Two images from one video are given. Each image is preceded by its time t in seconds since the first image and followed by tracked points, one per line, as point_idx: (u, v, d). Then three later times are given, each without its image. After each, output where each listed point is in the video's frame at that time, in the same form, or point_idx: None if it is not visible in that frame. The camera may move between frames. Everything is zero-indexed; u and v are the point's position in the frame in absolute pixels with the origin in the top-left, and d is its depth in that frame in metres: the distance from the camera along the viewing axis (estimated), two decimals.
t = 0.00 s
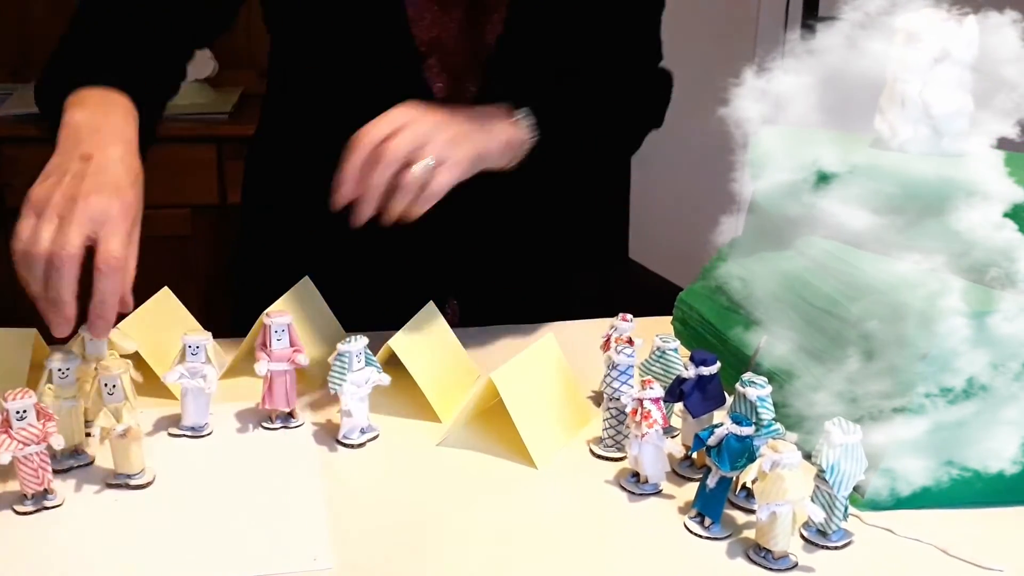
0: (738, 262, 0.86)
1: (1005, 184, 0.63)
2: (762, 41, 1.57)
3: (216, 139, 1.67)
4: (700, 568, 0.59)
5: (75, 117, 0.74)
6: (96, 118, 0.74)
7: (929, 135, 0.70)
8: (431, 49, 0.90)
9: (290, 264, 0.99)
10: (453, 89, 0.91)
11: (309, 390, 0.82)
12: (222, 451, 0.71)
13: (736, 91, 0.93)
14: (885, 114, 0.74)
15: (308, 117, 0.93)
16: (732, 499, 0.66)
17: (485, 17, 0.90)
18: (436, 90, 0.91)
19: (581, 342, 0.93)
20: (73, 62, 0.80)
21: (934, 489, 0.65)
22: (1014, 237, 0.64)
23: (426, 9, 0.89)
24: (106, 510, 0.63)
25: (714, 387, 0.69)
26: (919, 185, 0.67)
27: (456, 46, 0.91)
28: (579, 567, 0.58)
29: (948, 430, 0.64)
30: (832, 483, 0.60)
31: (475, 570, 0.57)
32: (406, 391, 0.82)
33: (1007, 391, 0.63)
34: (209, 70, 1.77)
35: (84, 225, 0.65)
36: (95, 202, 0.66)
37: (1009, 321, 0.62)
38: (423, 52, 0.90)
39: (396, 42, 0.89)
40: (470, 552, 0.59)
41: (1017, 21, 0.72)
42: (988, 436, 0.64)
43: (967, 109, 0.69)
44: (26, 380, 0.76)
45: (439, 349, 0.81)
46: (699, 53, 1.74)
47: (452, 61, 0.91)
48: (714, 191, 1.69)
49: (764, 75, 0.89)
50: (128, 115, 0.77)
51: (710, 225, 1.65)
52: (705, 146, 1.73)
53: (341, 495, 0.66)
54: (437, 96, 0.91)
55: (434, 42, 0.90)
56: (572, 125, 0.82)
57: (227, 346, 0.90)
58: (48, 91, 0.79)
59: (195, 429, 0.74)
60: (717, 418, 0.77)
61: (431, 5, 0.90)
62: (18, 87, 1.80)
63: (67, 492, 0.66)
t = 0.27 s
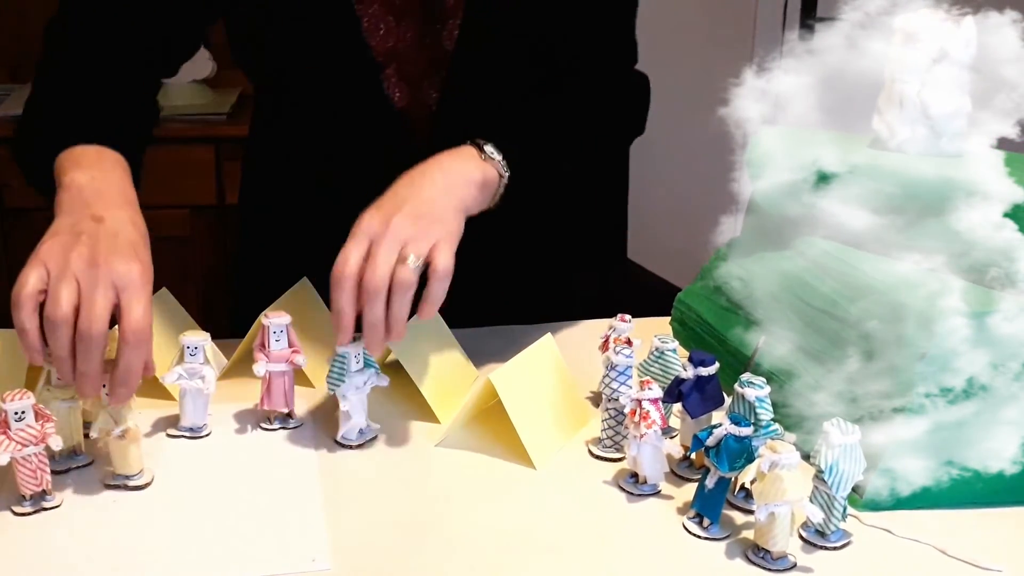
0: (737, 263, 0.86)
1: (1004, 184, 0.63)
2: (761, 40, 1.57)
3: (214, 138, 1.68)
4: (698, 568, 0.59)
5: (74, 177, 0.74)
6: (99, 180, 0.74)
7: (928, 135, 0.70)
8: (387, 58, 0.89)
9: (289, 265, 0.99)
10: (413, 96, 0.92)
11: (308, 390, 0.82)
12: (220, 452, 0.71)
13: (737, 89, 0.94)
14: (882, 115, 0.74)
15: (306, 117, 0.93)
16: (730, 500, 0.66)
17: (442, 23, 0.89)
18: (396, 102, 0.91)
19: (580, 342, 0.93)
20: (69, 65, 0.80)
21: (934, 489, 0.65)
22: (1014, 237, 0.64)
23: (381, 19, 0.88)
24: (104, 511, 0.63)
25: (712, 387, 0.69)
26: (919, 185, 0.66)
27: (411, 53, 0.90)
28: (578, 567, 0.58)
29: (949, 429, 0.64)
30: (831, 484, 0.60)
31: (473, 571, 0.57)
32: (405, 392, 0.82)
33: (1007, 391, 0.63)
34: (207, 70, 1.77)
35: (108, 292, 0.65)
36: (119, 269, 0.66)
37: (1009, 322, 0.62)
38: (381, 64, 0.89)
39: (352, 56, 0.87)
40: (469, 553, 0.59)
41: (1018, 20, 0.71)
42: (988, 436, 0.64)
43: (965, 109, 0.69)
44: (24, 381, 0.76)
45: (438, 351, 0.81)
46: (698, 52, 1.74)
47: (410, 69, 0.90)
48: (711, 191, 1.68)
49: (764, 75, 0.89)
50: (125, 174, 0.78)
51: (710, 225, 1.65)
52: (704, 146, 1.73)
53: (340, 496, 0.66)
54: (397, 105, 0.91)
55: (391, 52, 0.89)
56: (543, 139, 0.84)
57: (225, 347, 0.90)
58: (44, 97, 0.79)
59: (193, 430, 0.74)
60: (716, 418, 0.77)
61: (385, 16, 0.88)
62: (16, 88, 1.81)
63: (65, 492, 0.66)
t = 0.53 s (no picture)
0: (738, 264, 0.85)
1: (1005, 183, 0.63)
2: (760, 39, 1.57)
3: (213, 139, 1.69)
4: (699, 570, 0.58)
5: (77, 174, 0.73)
6: (104, 181, 0.73)
7: (930, 135, 0.70)
8: (374, 64, 0.89)
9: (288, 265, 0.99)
10: (404, 102, 0.91)
11: (306, 391, 0.82)
12: (219, 453, 0.71)
13: (737, 89, 0.93)
14: (884, 115, 0.74)
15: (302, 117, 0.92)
16: (731, 501, 0.66)
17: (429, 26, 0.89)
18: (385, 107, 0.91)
19: (579, 342, 0.93)
20: (66, 64, 0.80)
21: (935, 490, 0.65)
22: (1014, 236, 0.63)
23: (366, 25, 0.88)
24: (102, 512, 0.63)
25: (712, 388, 0.69)
26: (919, 185, 0.66)
27: (399, 59, 0.90)
28: (578, 569, 0.58)
29: (948, 429, 0.64)
30: (831, 484, 0.60)
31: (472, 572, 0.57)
32: (404, 393, 0.82)
33: (1007, 391, 0.63)
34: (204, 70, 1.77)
35: (121, 290, 0.65)
36: (133, 266, 0.65)
37: (1009, 321, 0.62)
38: (368, 69, 0.89)
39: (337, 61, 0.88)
40: (468, 555, 0.59)
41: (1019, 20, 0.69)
42: (988, 437, 0.64)
43: (966, 109, 0.69)
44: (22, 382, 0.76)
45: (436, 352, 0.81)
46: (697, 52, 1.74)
47: (398, 74, 0.90)
48: (708, 191, 1.67)
49: (765, 75, 0.89)
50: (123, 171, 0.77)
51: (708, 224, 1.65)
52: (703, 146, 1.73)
53: (339, 497, 0.65)
54: (386, 110, 0.91)
55: (378, 58, 0.89)
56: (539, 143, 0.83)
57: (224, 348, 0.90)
58: (39, 95, 0.79)
59: (191, 431, 0.73)
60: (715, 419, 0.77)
61: (372, 21, 0.88)
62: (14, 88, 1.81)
63: (63, 494, 0.65)
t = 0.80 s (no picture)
0: (738, 263, 0.86)
1: (1005, 184, 0.64)
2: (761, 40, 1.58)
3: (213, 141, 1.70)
4: (697, 567, 0.59)
5: (184, 126, 0.62)
6: (213, 126, 0.63)
7: (926, 137, 0.71)
8: (379, 66, 0.86)
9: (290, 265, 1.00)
10: (407, 104, 0.89)
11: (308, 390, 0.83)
12: (221, 451, 0.72)
13: (737, 89, 0.94)
14: (881, 117, 0.75)
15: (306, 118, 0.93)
16: (729, 499, 0.66)
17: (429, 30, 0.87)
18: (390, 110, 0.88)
19: (579, 342, 0.94)
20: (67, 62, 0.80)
21: (934, 489, 0.65)
22: (1014, 236, 0.63)
23: (371, 27, 0.85)
24: (106, 510, 0.63)
25: (711, 387, 0.70)
26: (920, 187, 0.67)
27: (402, 62, 0.87)
28: (577, 566, 0.58)
29: (948, 429, 0.64)
30: (829, 483, 0.60)
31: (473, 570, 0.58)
32: (405, 392, 0.83)
33: (1007, 391, 0.63)
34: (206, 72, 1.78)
35: (276, 195, 0.56)
36: (297, 169, 0.58)
37: (1009, 322, 0.62)
38: (373, 71, 0.86)
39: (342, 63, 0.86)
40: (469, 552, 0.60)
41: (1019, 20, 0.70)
42: (988, 437, 0.64)
43: (963, 112, 0.70)
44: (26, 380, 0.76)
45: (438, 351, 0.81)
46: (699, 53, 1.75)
47: (402, 77, 0.87)
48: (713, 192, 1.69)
49: (766, 76, 0.90)
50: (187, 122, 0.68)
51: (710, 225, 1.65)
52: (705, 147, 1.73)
53: (342, 495, 0.66)
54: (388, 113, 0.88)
55: (382, 60, 0.86)
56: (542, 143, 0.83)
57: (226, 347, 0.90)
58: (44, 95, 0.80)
59: (193, 429, 0.74)
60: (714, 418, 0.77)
61: (375, 23, 0.85)
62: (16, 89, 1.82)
63: (67, 492, 0.66)
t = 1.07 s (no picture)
0: (738, 264, 0.86)
1: (1005, 184, 0.63)
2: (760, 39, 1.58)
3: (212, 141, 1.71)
4: (698, 568, 0.59)
5: (333, 194, 0.62)
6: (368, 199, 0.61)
7: (926, 137, 0.70)
8: (409, 72, 0.90)
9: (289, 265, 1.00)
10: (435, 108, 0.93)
11: (307, 391, 0.82)
12: (221, 452, 0.71)
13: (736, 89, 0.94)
14: (881, 116, 0.74)
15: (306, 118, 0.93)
16: (730, 500, 0.66)
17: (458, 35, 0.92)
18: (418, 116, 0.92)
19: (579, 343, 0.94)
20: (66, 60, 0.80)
21: (935, 490, 0.65)
22: (1014, 236, 0.63)
23: (403, 34, 0.88)
24: (105, 510, 0.63)
25: (711, 388, 0.69)
26: (919, 186, 0.67)
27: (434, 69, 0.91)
28: (578, 567, 0.58)
29: (948, 429, 0.64)
30: (830, 483, 0.60)
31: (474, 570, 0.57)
32: (405, 392, 0.82)
33: (1007, 391, 0.63)
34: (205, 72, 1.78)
35: (503, 277, 0.54)
36: (511, 264, 0.55)
37: (1008, 321, 0.62)
38: (404, 77, 0.90)
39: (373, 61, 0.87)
40: (469, 553, 0.59)
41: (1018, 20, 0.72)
42: (988, 436, 0.64)
43: (964, 111, 0.69)
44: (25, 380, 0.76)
45: (436, 351, 0.81)
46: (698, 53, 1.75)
47: (433, 82, 0.91)
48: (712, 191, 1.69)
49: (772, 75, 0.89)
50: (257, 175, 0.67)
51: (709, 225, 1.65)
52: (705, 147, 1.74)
53: (341, 495, 0.66)
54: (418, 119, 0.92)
55: (413, 66, 0.90)
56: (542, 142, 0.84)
57: (225, 348, 0.90)
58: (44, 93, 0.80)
59: (192, 429, 0.74)
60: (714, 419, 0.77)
61: (408, 30, 0.89)
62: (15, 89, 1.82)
63: (66, 491, 0.66)
